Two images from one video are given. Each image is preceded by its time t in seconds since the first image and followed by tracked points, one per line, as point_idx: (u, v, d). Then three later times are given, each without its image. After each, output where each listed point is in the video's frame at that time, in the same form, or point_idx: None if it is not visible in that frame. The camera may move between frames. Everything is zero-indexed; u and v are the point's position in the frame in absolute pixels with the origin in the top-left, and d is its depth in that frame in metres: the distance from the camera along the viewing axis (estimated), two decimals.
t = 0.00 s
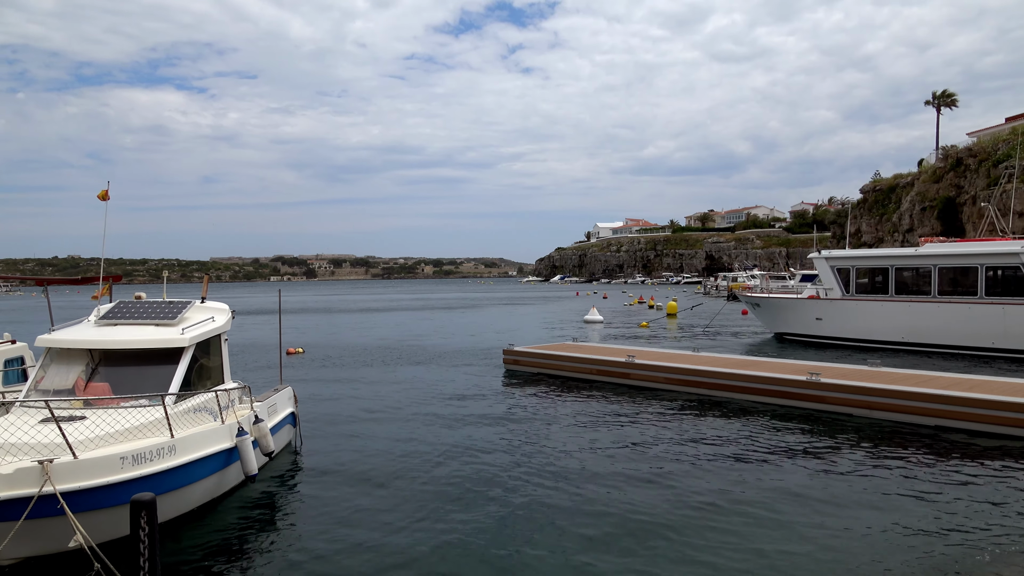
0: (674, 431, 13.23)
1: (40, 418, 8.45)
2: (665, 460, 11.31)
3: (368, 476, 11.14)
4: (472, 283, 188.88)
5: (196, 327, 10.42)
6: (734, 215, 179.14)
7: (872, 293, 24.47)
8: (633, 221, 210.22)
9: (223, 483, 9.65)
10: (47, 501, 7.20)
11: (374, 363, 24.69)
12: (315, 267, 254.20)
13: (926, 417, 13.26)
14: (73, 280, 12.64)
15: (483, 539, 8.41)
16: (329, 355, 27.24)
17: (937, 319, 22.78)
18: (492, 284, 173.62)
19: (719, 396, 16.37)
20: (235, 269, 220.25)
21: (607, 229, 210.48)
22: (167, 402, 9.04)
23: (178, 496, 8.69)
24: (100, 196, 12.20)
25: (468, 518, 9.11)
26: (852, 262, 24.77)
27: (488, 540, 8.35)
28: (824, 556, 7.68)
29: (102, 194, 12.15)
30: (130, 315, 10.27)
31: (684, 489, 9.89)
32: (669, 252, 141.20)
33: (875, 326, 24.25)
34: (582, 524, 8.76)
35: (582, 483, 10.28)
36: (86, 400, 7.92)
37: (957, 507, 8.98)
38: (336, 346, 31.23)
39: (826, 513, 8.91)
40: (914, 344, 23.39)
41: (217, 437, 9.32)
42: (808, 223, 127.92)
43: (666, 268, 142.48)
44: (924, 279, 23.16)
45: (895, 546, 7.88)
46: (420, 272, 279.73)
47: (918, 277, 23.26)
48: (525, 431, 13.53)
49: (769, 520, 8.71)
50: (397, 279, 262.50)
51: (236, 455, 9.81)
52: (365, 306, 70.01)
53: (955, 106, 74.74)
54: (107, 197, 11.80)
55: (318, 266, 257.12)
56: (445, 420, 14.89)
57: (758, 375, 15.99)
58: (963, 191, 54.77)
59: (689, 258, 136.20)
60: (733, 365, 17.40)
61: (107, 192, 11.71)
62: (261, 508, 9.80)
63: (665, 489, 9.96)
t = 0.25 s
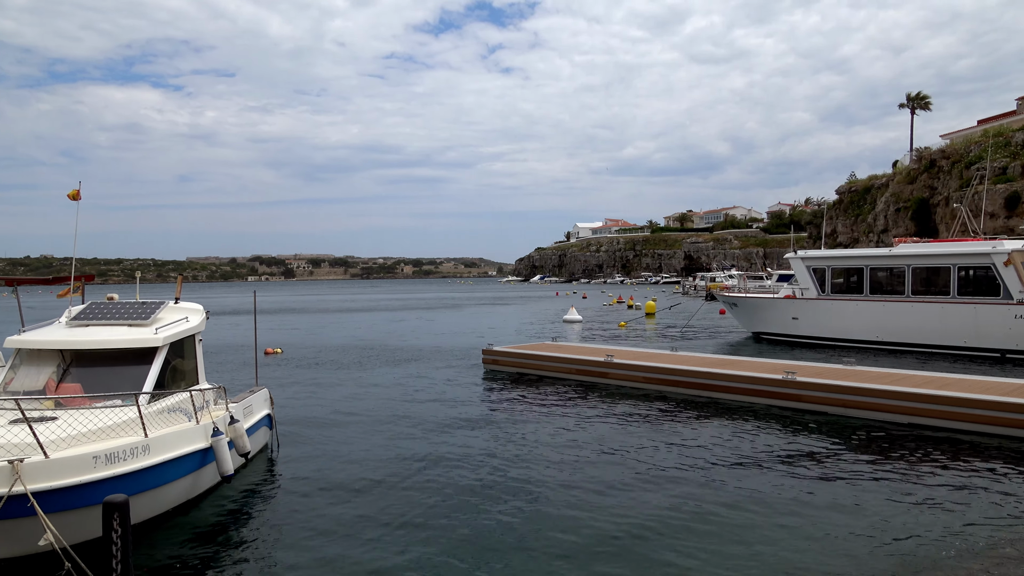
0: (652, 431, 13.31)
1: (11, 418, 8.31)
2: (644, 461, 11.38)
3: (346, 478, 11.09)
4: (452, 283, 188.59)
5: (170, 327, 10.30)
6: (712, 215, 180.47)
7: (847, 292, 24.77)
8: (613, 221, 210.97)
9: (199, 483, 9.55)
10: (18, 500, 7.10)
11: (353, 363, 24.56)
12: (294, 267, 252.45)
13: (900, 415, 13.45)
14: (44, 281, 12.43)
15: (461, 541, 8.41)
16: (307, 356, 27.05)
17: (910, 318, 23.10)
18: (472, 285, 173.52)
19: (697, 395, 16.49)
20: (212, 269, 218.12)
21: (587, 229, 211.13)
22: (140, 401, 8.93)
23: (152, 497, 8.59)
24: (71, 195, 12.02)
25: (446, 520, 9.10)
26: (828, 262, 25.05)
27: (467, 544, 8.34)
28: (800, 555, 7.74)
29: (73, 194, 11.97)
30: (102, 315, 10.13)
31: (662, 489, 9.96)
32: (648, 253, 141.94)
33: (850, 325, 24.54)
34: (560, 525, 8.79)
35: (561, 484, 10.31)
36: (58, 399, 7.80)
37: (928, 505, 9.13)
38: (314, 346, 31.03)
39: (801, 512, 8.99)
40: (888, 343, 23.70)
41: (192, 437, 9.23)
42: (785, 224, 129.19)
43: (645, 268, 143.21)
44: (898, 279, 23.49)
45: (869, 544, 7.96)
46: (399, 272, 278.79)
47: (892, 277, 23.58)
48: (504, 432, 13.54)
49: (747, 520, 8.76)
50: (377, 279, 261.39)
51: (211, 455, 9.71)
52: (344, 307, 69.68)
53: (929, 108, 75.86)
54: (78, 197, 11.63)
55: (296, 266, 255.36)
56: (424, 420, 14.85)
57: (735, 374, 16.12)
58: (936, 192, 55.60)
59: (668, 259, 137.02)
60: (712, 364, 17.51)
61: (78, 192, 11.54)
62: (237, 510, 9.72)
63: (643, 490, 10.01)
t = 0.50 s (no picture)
0: (628, 430, 13.39)
1: None
2: (619, 459, 11.44)
3: (321, 478, 11.02)
4: (429, 283, 188.13)
5: (139, 327, 10.16)
6: (688, 215, 181.83)
7: (819, 292, 25.07)
8: (590, 220, 211.65)
9: (170, 483, 9.44)
10: None
11: (328, 363, 24.38)
12: (269, 265, 250.23)
13: (870, 412, 13.67)
14: (8, 280, 12.18)
15: (438, 542, 8.41)
16: (281, 355, 26.84)
17: (882, 317, 23.45)
18: (449, 284, 173.23)
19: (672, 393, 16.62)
20: (185, 268, 215.52)
21: (564, 228, 211.65)
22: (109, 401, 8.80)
23: (123, 498, 8.48)
24: (33, 194, 11.77)
25: (422, 521, 9.09)
26: (801, 261, 25.33)
27: (443, 544, 8.33)
28: (771, 553, 7.83)
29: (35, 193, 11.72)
30: (68, 315, 9.96)
31: (637, 488, 10.03)
32: (625, 252, 142.65)
33: (823, 324, 24.85)
34: (537, 526, 8.81)
35: (537, 484, 10.33)
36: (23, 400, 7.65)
37: (897, 501, 9.29)
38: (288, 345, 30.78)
39: (772, 510, 9.10)
40: (860, 341, 24.04)
41: (162, 436, 9.11)
42: (760, 224, 130.48)
43: (622, 267, 143.90)
44: (869, 279, 23.81)
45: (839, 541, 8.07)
46: (376, 271, 277.48)
47: (864, 276, 23.90)
48: (480, 431, 13.54)
49: (719, 519, 8.85)
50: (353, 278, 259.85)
51: (183, 454, 9.60)
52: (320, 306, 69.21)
53: (900, 110, 77.01)
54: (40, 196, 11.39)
55: (271, 265, 253.11)
56: (400, 420, 14.80)
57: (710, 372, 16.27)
58: (907, 193, 56.46)
59: (644, 258, 137.82)
60: (687, 363, 17.65)
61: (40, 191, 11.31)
62: (210, 510, 9.63)
63: (618, 489, 10.08)
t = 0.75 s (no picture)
0: (610, 429, 13.43)
1: None
2: (601, 459, 11.48)
3: (302, 477, 10.96)
4: (411, 282, 187.58)
5: (113, 326, 10.02)
6: (670, 215, 182.78)
7: (799, 291, 25.27)
8: (572, 219, 212.00)
9: (149, 484, 9.36)
10: None
11: (309, 362, 24.22)
12: (249, 264, 248.34)
13: (849, 409, 13.80)
14: None
15: (420, 540, 8.39)
16: (262, 355, 26.64)
17: (861, 316, 23.69)
18: (432, 283, 172.82)
19: (653, 391, 16.71)
20: (164, 267, 213.34)
21: (547, 228, 212.02)
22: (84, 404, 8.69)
23: (100, 500, 8.38)
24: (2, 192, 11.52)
25: (404, 519, 9.06)
26: (781, 260, 25.50)
27: (426, 542, 8.32)
28: (750, 551, 7.88)
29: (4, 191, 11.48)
30: (41, 316, 9.80)
31: (619, 488, 10.04)
32: (607, 251, 143.06)
33: (803, 322, 25.04)
34: (520, 523, 8.82)
35: (519, 482, 10.34)
36: None
37: (875, 498, 9.40)
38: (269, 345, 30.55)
39: (751, 508, 9.18)
40: (839, 340, 24.26)
41: (139, 437, 9.01)
42: (742, 223, 131.38)
43: (604, 267, 144.29)
44: (848, 278, 24.03)
45: (817, 539, 8.14)
46: (358, 270, 276.07)
47: (843, 275, 24.12)
48: (462, 431, 13.52)
49: (699, 518, 8.90)
50: (335, 277, 258.48)
51: (161, 454, 9.51)
52: (302, 306, 68.81)
53: (879, 111, 77.81)
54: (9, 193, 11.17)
55: (252, 264, 251.24)
56: (381, 419, 14.73)
57: (691, 370, 16.35)
58: (885, 193, 57.03)
59: (626, 257, 138.32)
60: (669, 361, 17.74)
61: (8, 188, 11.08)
62: (189, 510, 9.54)
63: (600, 487, 10.11)
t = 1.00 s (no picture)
0: (594, 428, 13.47)
1: None
2: (585, 458, 11.51)
3: (285, 477, 10.91)
4: (395, 280, 187.13)
5: (91, 326, 9.92)
6: (654, 213, 183.56)
7: (781, 289, 25.47)
8: (557, 218, 212.30)
9: (128, 485, 9.28)
10: None
11: (291, 361, 24.09)
12: (232, 262, 246.65)
13: (830, 406, 13.92)
14: None
15: (404, 540, 8.38)
16: (245, 353, 26.53)
17: (842, 314, 23.91)
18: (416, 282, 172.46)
19: (637, 390, 16.77)
20: (145, 264, 211.43)
21: (531, 226, 212.23)
22: (60, 406, 8.59)
23: (79, 503, 8.30)
24: None
25: (387, 519, 9.05)
26: (763, 259, 25.69)
27: (410, 542, 8.31)
28: (730, 547, 7.94)
29: None
30: (16, 315, 9.67)
31: (603, 486, 10.08)
32: (591, 250, 143.43)
33: (785, 321, 25.24)
34: (503, 523, 8.83)
35: (503, 481, 10.36)
36: None
37: (855, 495, 9.51)
38: (252, 344, 30.39)
39: (731, 506, 9.25)
40: (820, 338, 24.49)
41: (118, 438, 8.93)
42: (725, 222, 132.20)
43: (588, 265, 144.60)
44: (829, 277, 24.25)
45: (796, 535, 8.22)
46: (342, 268, 274.87)
47: (824, 274, 24.34)
48: (446, 430, 13.53)
49: (681, 515, 8.95)
50: (319, 275, 257.19)
51: (140, 455, 9.44)
52: (285, 304, 68.51)
53: (860, 111, 78.55)
54: None
55: (235, 261, 249.53)
56: (364, 418, 14.70)
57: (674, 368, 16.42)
58: (866, 192, 57.58)
59: (610, 256, 138.79)
60: (652, 359, 17.82)
61: None
62: (170, 511, 9.48)
63: (583, 486, 10.15)
